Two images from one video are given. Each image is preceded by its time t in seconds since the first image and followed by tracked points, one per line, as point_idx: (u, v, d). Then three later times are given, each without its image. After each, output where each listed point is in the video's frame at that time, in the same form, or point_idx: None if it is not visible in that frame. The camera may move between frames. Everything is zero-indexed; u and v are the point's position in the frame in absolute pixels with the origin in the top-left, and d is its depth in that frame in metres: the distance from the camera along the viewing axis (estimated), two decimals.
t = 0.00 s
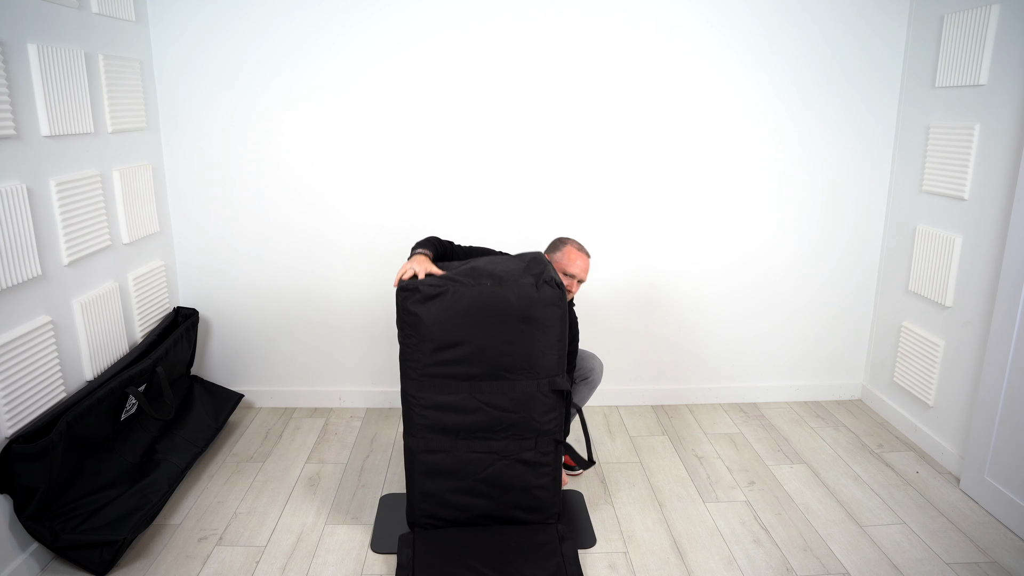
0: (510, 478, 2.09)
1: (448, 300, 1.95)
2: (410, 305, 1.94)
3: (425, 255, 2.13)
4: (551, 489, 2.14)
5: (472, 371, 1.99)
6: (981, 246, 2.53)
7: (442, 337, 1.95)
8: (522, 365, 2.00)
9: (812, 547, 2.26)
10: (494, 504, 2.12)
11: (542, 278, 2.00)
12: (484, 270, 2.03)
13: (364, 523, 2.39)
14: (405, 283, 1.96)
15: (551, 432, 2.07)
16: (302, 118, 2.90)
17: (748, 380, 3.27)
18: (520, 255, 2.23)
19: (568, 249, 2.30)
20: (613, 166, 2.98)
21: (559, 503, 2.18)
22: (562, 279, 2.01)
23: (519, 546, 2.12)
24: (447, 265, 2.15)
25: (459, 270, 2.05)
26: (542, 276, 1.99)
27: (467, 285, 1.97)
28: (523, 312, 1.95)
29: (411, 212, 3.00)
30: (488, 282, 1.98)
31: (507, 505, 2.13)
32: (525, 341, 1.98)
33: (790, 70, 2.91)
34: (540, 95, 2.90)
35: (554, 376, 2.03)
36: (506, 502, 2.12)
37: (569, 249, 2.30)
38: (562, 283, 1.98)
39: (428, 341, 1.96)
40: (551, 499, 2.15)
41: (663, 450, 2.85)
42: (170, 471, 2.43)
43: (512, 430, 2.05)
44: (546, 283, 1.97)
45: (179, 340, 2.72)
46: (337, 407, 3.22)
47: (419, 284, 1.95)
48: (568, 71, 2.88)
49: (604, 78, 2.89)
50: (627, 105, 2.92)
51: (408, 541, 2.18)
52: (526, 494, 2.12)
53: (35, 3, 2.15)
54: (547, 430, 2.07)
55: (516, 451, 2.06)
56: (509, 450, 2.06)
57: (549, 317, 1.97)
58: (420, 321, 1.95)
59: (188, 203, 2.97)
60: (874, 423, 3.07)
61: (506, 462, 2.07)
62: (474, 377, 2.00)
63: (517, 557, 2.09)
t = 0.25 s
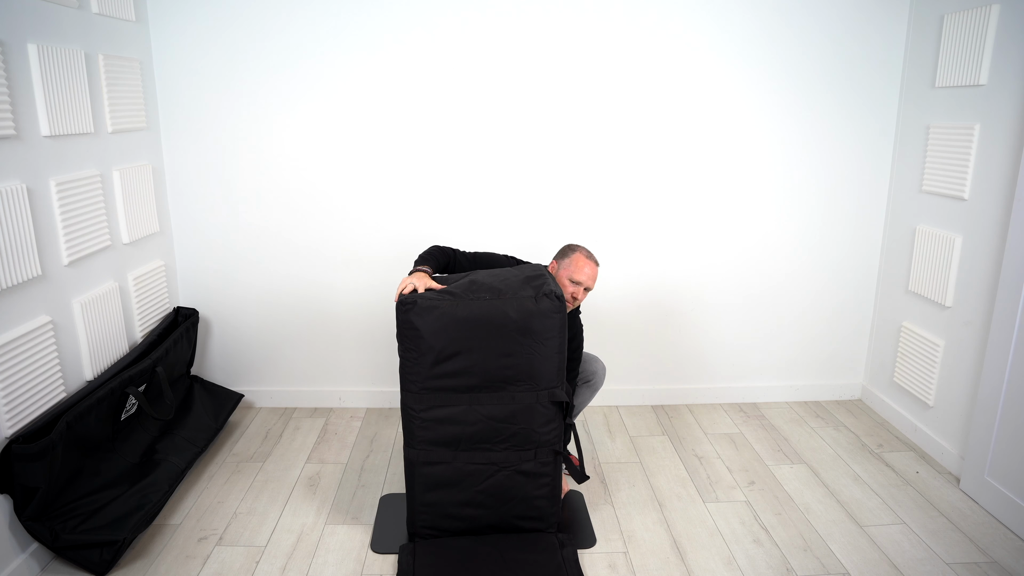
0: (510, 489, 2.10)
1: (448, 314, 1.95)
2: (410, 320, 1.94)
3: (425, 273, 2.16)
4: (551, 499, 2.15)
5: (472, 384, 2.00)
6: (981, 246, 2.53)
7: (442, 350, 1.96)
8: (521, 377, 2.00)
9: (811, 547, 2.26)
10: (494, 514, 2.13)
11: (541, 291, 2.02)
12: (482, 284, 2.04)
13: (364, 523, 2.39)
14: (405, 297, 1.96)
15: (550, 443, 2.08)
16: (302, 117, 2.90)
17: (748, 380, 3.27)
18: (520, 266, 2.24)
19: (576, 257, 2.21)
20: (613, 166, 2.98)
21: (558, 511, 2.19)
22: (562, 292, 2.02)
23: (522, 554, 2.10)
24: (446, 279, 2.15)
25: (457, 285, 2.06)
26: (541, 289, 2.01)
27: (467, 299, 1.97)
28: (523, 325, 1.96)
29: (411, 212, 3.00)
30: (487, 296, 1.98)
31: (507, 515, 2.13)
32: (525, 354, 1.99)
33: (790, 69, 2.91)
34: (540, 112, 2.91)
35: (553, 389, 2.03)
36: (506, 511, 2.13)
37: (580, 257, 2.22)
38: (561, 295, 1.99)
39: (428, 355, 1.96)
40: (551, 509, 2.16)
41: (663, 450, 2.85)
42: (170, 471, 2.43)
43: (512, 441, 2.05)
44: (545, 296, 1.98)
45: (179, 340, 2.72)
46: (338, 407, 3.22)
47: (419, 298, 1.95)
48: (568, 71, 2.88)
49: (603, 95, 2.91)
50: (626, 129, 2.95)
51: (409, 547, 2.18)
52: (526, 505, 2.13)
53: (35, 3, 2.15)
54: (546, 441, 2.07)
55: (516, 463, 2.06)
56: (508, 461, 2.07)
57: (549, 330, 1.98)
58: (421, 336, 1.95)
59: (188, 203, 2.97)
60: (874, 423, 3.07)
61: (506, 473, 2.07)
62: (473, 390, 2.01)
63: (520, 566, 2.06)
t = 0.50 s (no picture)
0: (510, 489, 2.10)
1: (447, 314, 1.95)
2: (410, 320, 1.94)
3: (425, 271, 2.16)
4: (551, 499, 2.15)
5: (472, 384, 2.00)
6: (981, 246, 2.53)
7: (442, 350, 1.96)
8: (521, 377, 2.00)
9: (811, 547, 2.26)
10: (494, 514, 2.13)
11: (541, 291, 2.02)
12: (482, 284, 2.04)
13: (364, 523, 2.39)
14: (405, 297, 1.96)
15: (550, 443, 2.08)
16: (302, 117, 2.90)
17: (748, 380, 3.27)
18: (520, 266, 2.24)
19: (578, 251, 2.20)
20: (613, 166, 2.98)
21: (558, 511, 2.19)
22: (562, 292, 2.02)
23: (521, 555, 2.10)
24: (446, 279, 2.16)
25: (457, 284, 2.06)
26: (541, 289, 2.01)
27: (466, 299, 1.97)
28: (523, 325, 1.96)
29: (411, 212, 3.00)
30: (487, 296, 1.98)
31: (507, 515, 2.13)
32: (525, 354, 1.99)
33: (791, 69, 2.91)
34: (540, 112, 2.92)
35: (553, 389, 2.03)
36: (506, 511, 2.13)
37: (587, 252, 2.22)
38: (561, 295, 1.99)
39: (428, 355, 1.96)
40: (551, 509, 2.16)
41: (663, 450, 2.85)
42: (170, 471, 2.43)
43: (511, 441, 2.05)
44: (545, 296, 1.98)
45: (179, 340, 2.72)
46: (338, 407, 3.22)
47: (419, 298, 1.95)
48: (568, 70, 2.88)
49: (603, 95, 2.91)
50: (626, 129, 2.95)
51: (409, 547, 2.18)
52: (526, 505, 2.13)
53: (35, 3, 2.15)
54: (546, 441, 2.07)
55: (516, 463, 2.06)
56: (508, 461, 2.07)
57: (549, 330, 1.98)
58: (420, 336, 1.95)
59: (188, 203, 2.97)
60: (874, 423, 3.07)
61: (506, 473, 2.07)
62: (473, 390, 2.01)
63: (519, 566, 2.06)
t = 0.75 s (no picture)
0: (510, 490, 2.10)
1: (447, 315, 1.95)
2: (411, 321, 1.94)
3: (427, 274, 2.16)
4: (551, 500, 2.15)
5: (472, 385, 2.00)
6: (981, 246, 2.53)
7: (443, 352, 1.96)
8: (521, 379, 2.00)
9: (811, 547, 2.26)
10: (494, 515, 2.13)
11: (541, 292, 2.02)
12: (482, 285, 2.04)
13: (364, 523, 2.39)
14: (405, 298, 1.96)
15: (550, 444, 2.08)
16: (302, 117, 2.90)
17: (748, 380, 3.27)
18: (520, 268, 2.24)
19: (590, 264, 2.18)
20: (613, 167, 2.98)
21: (558, 512, 2.19)
22: (562, 294, 2.02)
23: (520, 556, 2.10)
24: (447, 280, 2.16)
25: (457, 286, 2.06)
26: (541, 291, 2.01)
27: (467, 300, 1.97)
28: (523, 327, 1.96)
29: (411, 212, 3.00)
30: (487, 298, 1.98)
31: (507, 516, 2.13)
32: (525, 356, 1.99)
33: (791, 68, 2.91)
34: (540, 112, 2.92)
35: (553, 390, 2.03)
36: (506, 512, 2.13)
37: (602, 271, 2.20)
38: (561, 298, 1.99)
39: (429, 356, 1.96)
40: (551, 510, 2.16)
41: (663, 450, 2.85)
42: (170, 471, 2.43)
43: (511, 443, 2.05)
44: (546, 298, 1.98)
45: (179, 340, 2.72)
46: (338, 407, 3.22)
47: (419, 299, 1.95)
48: (568, 71, 2.88)
49: (603, 95, 2.91)
50: (626, 130, 2.95)
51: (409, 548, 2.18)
52: (526, 506, 2.13)
53: (35, 3, 2.15)
54: (546, 443, 2.07)
55: (516, 465, 2.06)
56: (508, 462, 2.07)
57: (549, 332, 1.98)
58: (421, 337, 1.95)
59: (188, 203, 2.97)
60: (874, 423, 3.07)
61: (506, 475, 2.07)
62: (473, 391, 2.01)
63: (519, 567, 2.06)
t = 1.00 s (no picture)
0: (510, 490, 2.10)
1: (447, 315, 1.95)
2: (411, 321, 1.94)
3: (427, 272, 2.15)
4: (551, 500, 2.15)
5: (472, 385, 2.00)
6: (981, 246, 2.53)
7: (443, 352, 1.96)
8: (521, 379, 2.00)
9: (811, 547, 2.26)
10: (494, 515, 2.13)
11: (541, 293, 2.02)
12: (482, 286, 2.04)
13: (364, 523, 2.39)
14: (405, 298, 1.96)
15: (550, 444, 2.08)
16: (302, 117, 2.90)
17: (748, 380, 3.27)
18: (519, 268, 2.24)
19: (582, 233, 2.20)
20: (613, 167, 2.98)
21: (558, 512, 2.19)
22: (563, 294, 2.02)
23: (520, 556, 2.10)
24: (446, 280, 2.16)
25: (458, 286, 2.06)
26: (541, 291, 2.01)
27: (467, 300, 1.97)
28: (523, 327, 1.96)
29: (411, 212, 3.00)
30: (487, 298, 1.98)
31: (507, 516, 2.13)
32: (525, 356, 1.99)
33: (791, 68, 2.91)
34: (540, 112, 2.92)
35: (553, 390, 2.04)
36: (506, 512, 2.13)
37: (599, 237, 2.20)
38: (561, 298, 1.99)
39: (428, 356, 1.96)
40: (551, 510, 2.16)
41: (663, 450, 2.85)
42: (170, 471, 2.43)
43: (511, 443, 2.05)
44: (545, 298, 1.98)
45: (179, 340, 2.71)
46: (338, 407, 3.22)
47: (419, 299, 1.95)
48: (568, 70, 2.88)
49: (603, 95, 2.91)
50: (625, 130, 2.95)
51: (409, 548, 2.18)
52: (526, 506, 2.13)
53: (36, 3, 2.15)
54: (546, 443, 2.08)
55: (516, 465, 2.06)
56: (508, 462, 2.07)
57: (549, 332, 1.98)
58: (421, 337, 1.95)
59: (188, 203, 2.97)
60: (874, 423, 3.07)
61: (506, 475, 2.08)
62: (473, 391, 2.01)
63: (519, 567, 2.06)
